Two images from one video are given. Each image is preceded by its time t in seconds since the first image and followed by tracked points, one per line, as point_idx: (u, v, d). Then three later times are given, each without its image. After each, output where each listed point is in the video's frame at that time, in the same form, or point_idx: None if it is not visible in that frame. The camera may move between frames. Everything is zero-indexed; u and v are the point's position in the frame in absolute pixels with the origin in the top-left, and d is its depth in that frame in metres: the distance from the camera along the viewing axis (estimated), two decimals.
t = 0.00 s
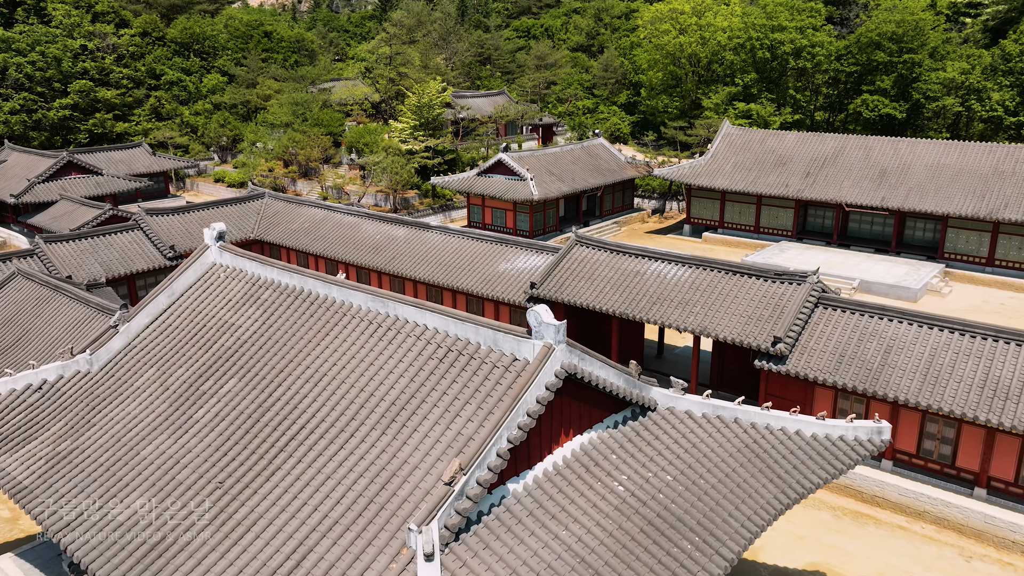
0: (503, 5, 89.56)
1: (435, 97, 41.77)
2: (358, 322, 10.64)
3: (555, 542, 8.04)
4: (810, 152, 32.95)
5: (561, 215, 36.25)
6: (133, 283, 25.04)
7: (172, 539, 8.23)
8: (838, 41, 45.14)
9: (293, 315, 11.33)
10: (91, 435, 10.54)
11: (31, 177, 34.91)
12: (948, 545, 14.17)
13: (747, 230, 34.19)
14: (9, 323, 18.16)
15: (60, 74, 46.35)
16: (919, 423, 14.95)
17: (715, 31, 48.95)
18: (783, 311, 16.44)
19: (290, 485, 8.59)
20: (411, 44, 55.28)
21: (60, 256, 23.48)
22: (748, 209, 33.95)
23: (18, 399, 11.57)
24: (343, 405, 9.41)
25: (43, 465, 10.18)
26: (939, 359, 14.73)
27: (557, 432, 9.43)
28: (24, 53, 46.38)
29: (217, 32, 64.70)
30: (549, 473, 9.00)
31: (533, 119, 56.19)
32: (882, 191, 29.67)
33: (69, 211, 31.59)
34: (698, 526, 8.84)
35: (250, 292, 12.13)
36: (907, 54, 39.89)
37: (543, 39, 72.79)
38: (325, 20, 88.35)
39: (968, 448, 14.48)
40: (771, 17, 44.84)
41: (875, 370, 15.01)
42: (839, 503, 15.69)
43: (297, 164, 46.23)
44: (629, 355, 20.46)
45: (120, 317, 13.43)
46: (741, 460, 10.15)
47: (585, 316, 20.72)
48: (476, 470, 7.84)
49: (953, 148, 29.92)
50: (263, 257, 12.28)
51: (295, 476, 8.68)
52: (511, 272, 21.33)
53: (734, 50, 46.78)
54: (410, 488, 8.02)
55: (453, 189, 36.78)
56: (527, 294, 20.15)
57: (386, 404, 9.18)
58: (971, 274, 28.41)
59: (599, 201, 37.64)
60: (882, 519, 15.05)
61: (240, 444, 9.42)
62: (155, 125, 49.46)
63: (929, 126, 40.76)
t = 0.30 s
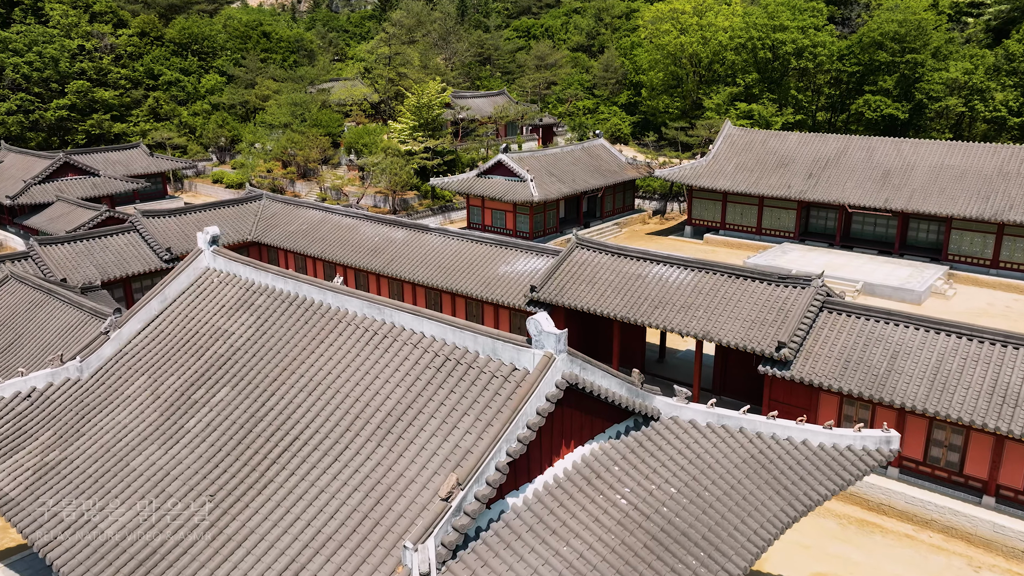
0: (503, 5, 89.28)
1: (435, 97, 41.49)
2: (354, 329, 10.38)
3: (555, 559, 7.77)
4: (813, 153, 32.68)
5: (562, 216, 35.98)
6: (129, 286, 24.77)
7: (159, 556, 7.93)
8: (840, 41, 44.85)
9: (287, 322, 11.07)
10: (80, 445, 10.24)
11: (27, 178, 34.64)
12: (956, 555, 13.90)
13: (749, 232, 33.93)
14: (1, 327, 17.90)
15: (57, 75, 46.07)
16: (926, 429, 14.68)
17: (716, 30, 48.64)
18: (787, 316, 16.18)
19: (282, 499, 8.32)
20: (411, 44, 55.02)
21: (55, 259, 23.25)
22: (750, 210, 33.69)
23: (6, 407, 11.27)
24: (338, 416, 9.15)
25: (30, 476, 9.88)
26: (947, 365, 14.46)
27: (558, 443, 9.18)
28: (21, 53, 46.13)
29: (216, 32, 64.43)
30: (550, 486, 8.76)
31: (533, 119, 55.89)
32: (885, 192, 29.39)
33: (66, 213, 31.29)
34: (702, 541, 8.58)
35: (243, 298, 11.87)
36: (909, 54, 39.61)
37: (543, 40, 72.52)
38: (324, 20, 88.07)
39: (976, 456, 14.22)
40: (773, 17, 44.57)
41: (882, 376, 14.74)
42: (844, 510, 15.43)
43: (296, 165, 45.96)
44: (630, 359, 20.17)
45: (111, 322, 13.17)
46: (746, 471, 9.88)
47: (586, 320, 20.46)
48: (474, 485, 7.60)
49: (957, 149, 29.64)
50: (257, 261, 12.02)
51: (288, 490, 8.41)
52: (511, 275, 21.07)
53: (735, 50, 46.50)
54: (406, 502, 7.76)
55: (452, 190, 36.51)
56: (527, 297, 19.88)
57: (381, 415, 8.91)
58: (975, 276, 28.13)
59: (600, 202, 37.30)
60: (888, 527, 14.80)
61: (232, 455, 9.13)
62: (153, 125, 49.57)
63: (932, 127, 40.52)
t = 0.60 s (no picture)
0: (503, 5, 88.98)
1: (434, 97, 41.23)
2: (350, 336, 10.13)
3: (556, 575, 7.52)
4: (815, 153, 32.43)
5: (562, 217, 35.75)
6: (124, 288, 24.53)
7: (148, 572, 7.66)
8: (842, 41, 44.59)
9: (281, 328, 10.82)
10: (69, 454, 9.97)
11: (24, 179, 34.42)
12: (963, 564, 13.67)
13: (751, 233, 33.69)
14: None
15: (55, 75, 45.84)
16: (933, 436, 14.43)
17: (717, 30, 48.40)
18: (791, 320, 15.95)
19: (275, 512, 8.05)
20: (410, 44, 54.79)
21: (50, 260, 23.01)
22: (751, 212, 33.45)
23: None
24: (333, 426, 8.90)
25: (17, 486, 9.59)
26: (954, 371, 14.21)
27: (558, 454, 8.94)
28: (19, 53, 45.93)
29: (215, 32, 64.20)
30: (550, 499, 8.52)
31: (533, 120, 55.63)
32: (888, 194, 29.15)
33: (62, 214, 31.04)
34: (707, 555, 8.33)
35: (237, 304, 11.62)
36: (912, 54, 39.32)
37: (543, 40, 72.31)
38: (324, 20, 87.79)
39: (984, 463, 13.97)
40: (774, 16, 44.32)
41: (888, 382, 14.49)
42: (850, 518, 15.21)
43: (295, 166, 45.72)
44: (632, 363, 19.90)
45: (103, 328, 12.93)
46: (752, 481, 9.63)
47: (587, 324, 20.21)
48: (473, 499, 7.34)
49: (960, 150, 29.40)
50: (251, 266, 11.79)
51: (281, 502, 8.14)
52: (511, 278, 20.83)
53: (736, 50, 46.26)
54: (402, 517, 7.50)
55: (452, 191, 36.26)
56: (526, 301, 19.64)
57: (377, 425, 8.67)
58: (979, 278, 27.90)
59: (601, 203, 37.00)
60: (894, 535, 14.57)
61: (224, 466, 8.85)
62: (151, 126, 49.26)
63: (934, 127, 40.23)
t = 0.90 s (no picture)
0: (503, 5, 88.67)
1: (434, 98, 40.90)
2: (345, 344, 9.87)
3: None
4: (817, 155, 32.16)
5: (562, 219, 35.49)
6: (120, 291, 24.23)
7: None
8: (844, 41, 44.31)
9: (275, 336, 10.55)
10: (57, 466, 9.62)
11: (20, 180, 34.16)
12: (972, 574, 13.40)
13: (753, 235, 33.41)
14: None
15: (52, 75, 45.61)
16: (940, 443, 14.15)
17: (718, 30, 48.13)
18: (795, 325, 15.68)
19: (267, 528, 7.74)
20: (410, 45, 54.50)
21: (44, 263, 22.74)
22: (753, 213, 33.17)
23: None
24: (328, 438, 8.61)
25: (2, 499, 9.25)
26: (962, 377, 13.94)
27: (560, 467, 8.72)
28: (16, 53, 45.76)
29: (213, 32, 63.91)
30: (551, 514, 8.26)
31: (534, 120, 55.33)
32: (892, 195, 28.88)
33: (58, 216, 30.76)
34: (714, 573, 8.05)
35: (230, 310, 11.35)
36: (914, 54, 39.02)
37: (544, 40, 72.03)
38: (323, 20, 87.45)
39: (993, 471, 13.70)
40: (776, 16, 44.01)
41: (895, 388, 14.21)
42: (856, 526, 14.95)
43: (293, 167, 45.44)
44: (633, 368, 19.62)
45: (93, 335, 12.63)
46: (759, 494, 9.36)
47: (588, 328, 19.93)
48: (471, 516, 7.07)
49: (965, 151, 29.12)
50: (245, 271, 11.53)
51: (273, 518, 7.82)
52: (511, 281, 20.55)
53: (738, 50, 45.95)
54: (398, 534, 7.20)
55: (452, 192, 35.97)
56: (527, 304, 19.36)
57: (373, 437, 8.39)
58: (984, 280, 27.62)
59: (602, 204, 36.72)
60: (902, 544, 14.31)
61: (215, 479, 8.53)
62: (149, 127, 48.88)
63: (937, 128, 39.95)
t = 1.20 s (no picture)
0: (503, 5, 88.40)
1: (433, 98, 40.64)
2: (341, 353, 9.61)
3: None
4: (820, 156, 31.91)
5: (563, 220, 35.24)
6: (116, 293, 23.95)
7: None
8: (846, 41, 44.05)
9: (269, 343, 10.29)
10: (45, 477, 9.33)
11: (16, 181, 33.88)
12: None
13: (755, 236, 33.15)
14: None
15: (49, 75, 45.38)
16: (949, 451, 13.88)
17: (719, 30, 47.89)
18: (800, 330, 15.42)
19: (260, 544, 7.45)
20: (409, 45, 54.26)
21: (39, 265, 22.47)
22: (756, 214, 32.90)
23: None
24: (323, 451, 8.35)
25: None
26: (971, 384, 13.67)
27: (562, 481, 8.46)
28: (13, 54, 45.50)
29: (212, 32, 63.62)
30: (552, 530, 8.01)
31: (534, 121, 55.06)
32: (896, 197, 28.63)
33: (54, 217, 30.49)
34: None
35: (224, 317, 11.09)
36: (917, 55, 38.75)
37: (544, 40, 71.78)
38: (322, 20, 87.08)
39: (1002, 479, 13.43)
40: (778, 16, 43.71)
41: (903, 395, 13.94)
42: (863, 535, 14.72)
43: (292, 168, 45.23)
44: (635, 373, 19.35)
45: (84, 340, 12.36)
46: (767, 507, 9.09)
47: (590, 332, 19.67)
48: (470, 534, 6.80)
49: (969, 152, 28.87)
50: (239, 276, 11.28)
51: (265, 533, 7.54)
52: (511, 284, 20.29)
53: (739, 50, 45.67)
54: (395, 552, 6.93)
55: (451, 194, 35.72)
56: (527, 308, 19.11)
57: (370, 450, 8.13)
58: (988, 283, 27.34)
59: (602, 206, 36.47)
60: (909, 554, 14.07)
61: (207, 492, 8.25)
62: (147, 128, 48.59)
63: (940, 128, 39.72)
